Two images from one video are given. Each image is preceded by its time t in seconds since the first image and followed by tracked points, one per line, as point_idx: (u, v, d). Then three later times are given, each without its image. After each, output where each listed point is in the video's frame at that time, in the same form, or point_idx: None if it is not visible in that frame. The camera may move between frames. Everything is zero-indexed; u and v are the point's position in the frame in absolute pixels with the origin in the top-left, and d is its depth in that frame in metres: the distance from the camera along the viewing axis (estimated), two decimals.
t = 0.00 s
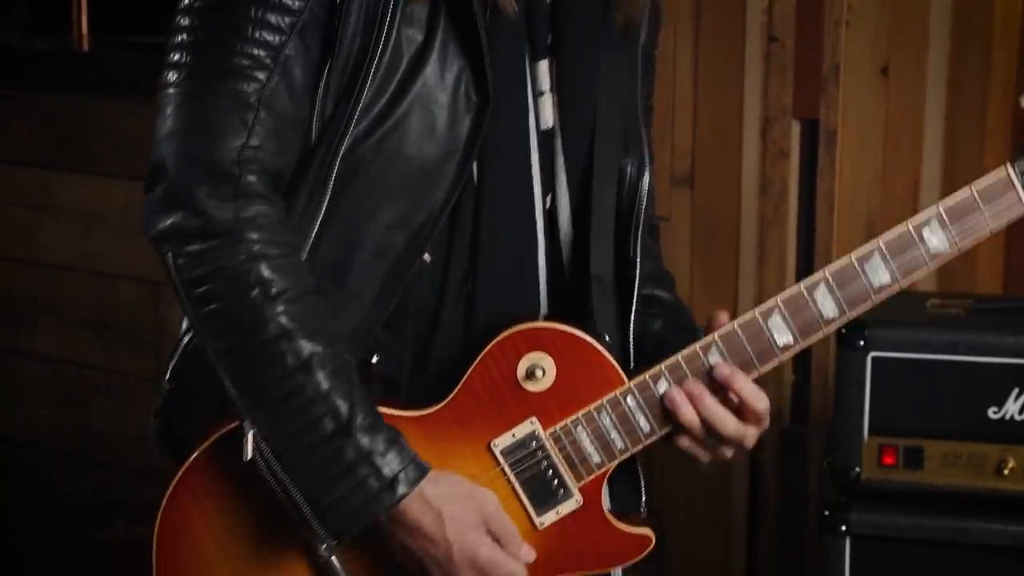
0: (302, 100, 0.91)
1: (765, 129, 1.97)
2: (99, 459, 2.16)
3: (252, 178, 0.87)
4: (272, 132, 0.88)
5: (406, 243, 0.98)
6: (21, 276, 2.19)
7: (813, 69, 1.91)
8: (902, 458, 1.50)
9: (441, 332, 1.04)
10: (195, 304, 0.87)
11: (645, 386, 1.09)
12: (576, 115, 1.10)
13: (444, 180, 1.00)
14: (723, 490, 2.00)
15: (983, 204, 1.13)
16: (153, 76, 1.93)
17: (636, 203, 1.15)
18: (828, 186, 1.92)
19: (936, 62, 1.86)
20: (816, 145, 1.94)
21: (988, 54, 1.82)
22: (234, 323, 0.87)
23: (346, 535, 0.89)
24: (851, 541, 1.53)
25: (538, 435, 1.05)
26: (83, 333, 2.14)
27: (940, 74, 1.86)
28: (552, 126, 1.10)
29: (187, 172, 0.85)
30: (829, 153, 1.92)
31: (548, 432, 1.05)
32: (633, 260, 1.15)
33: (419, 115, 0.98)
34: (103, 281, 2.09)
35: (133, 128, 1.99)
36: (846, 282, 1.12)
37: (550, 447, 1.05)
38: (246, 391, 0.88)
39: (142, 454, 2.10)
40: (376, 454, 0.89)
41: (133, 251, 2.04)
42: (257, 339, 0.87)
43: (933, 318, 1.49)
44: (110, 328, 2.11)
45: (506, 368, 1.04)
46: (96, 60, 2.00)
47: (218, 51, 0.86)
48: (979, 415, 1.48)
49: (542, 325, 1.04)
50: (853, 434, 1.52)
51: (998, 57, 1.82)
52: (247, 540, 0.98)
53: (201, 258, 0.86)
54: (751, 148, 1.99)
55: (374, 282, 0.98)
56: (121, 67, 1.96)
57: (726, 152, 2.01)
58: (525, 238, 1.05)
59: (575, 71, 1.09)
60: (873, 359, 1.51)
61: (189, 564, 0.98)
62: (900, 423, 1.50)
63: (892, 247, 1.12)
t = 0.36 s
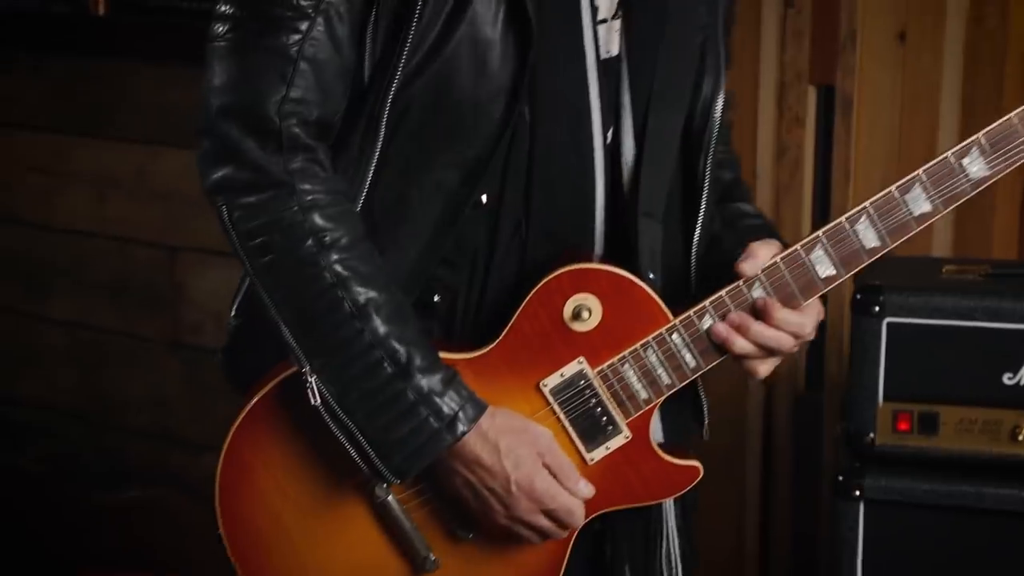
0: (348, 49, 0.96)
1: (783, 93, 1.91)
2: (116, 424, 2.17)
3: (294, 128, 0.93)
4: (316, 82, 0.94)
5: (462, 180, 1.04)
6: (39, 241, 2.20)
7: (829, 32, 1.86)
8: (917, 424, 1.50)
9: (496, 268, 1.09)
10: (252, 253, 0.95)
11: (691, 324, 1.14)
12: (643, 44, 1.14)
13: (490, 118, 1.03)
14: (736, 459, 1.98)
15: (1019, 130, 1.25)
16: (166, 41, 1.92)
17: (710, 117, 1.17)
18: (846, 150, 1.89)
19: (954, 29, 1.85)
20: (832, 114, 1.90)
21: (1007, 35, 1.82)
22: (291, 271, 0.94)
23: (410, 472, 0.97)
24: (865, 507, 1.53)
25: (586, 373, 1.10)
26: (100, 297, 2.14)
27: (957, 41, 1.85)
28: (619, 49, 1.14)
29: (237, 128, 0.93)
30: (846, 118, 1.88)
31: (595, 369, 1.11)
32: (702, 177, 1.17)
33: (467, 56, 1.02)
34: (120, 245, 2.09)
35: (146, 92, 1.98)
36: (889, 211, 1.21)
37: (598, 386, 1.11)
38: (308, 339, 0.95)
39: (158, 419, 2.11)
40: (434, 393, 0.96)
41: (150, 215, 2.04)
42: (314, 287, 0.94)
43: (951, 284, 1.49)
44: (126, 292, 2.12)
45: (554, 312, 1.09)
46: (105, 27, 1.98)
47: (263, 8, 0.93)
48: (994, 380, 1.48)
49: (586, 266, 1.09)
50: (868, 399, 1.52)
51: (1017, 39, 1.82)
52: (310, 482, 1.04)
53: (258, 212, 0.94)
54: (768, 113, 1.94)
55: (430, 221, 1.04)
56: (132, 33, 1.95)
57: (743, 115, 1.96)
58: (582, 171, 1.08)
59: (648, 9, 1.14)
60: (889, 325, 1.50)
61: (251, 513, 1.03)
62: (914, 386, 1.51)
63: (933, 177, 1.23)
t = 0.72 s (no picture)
0: (367, 28, 0.94)
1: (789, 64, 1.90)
2: (125, 394, 2.18)
3: (303, 104, 0.92)
4: (331, 60, 0.92)
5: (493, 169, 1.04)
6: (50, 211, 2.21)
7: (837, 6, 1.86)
8: (923, 392, 1.51)
9: (532, 253, 1.09)
10: (265, 220, 0.95)
11: (720, 312, 1.10)
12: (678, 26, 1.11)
13: (524, 107, 1.02)
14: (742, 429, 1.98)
15: None
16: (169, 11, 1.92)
17: (754, 95, 1.13)
18: (853, 124, 1.90)
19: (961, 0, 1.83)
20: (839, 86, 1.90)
21: (1009, 34, 1.82)
22: (300, 234, 0.94)
23: (428, 419, 0.97)
24: (871, 475, 1.54)
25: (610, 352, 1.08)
26: (109, 268, 2.15)
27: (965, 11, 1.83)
28: (657, 36, 1.11)
29: (242, 100, 0.93)
30: (852, 93, 1.89)
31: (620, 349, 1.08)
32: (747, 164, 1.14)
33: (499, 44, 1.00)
34: (128, 216, 2.10)
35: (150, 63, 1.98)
36: (932, 220, 1.13)
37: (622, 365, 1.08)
38: (319, 297, 0.96)
39: (167, 389, 2.12)
40: (442, 340, 0.96)
41: (156, 186, 2.04)
42: (321, 248, 0.94)
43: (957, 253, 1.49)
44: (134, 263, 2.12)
45: (581, 286, 1.07)
46: None
47: None
48: (1000, 349, 1.48)
49: (616, 243, 1.06)
50: (874, 367, 1.52)
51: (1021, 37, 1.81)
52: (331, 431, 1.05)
53: (262, 180, 0.94)
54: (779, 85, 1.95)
55: (461, 203, 1.04)
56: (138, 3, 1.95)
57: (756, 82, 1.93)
58: (620, 154, 1.07)
59: None
60: (896, 294, 1.50)
61: (271, 451, 1.05)
62: (919, 354, 1.51)
63: (982, 186, 1.13)
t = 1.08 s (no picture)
0: (401, 21, 0.96)
1: (779, 52, 1.92)
2: (120, 384, 2.18)
3: (348, 96, 0.94)
4: (372, 53, 0.94)
5: (506, 162, 1.05)
6: (42, 201, 2.20)
7: None
8: (912, 375, 1.52)
9: (534, 246, 1.11)
10: (301, 212, 0.96)
11: (722, 293, 1.15)
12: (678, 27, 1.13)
13: (546, 102, 1.05)
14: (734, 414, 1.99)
15: None
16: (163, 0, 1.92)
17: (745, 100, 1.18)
18: (842, 106, 1.89)
19: None
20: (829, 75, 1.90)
21: (999, 45, 1.88)
22: (341, 229, 0.95)
23: (460, 428, 0.98)
24: (861, 459, 1.55)
25: (617, 340, 1.11)
26: (101, 256, 2.15)
27: None
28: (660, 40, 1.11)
29: (282, 87, 0.93)
30: (843, 79, 1.88)
31: (626, 336, 1.11)
32: (736, 167, 1.19)
33: (524, 41, 1.02)
34: (122, 205, 2.10)
35: (145, 52, 1.98)
36: (919, 190, 1.21)
37: (629, 353, 1.11)
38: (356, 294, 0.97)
39: (161, 378, 2.13)
40: (484, 347, 0.97)
41: (150, 176, 2.04)
42: (365, 244, 0.95)
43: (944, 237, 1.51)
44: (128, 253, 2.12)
45: (586, 275, 1.09)
46: None
47: None
48: (989, 333, 1.50)
49: (619, 233, 1.09)
50: (863, 351, 1.54)
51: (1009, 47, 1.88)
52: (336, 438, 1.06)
53: (306, 171, 0.94)
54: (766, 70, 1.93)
55: (472, 198, 1.05)
56: None
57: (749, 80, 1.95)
58: (625, 153, 1.09)
59: None
60: (884, 278, 1.51)
61: (280, 465, 1.06)
62: (909, 338, 1.52)
63: (965, 155, 1.22)
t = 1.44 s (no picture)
0: (371, 32, 0.96)
1: (763, 51, 1.90)
2: (107, 386, 2.18)
3: (320, 107, 0.93)
4: (341, 65, 0.94)
5: (485, 167, 1.04)
6: (28, 203, 2.20)
7: None
8: (896, 372, 1.54)
9: (527, 257, 1.10)
10: (281, 231, 0.94)
11: (725, 302, 1.13)
12: (656, 32, 1.13)
13: (520, 103, 1.04)
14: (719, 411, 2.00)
15: None
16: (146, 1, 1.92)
17: (725, 107, 1.18)
18: (828, 103, 1.89)
19: None
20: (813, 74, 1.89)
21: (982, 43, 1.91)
22: (320, 244, 0.93)
23: (453, 436, 0.96)
24: (844, 457, 1.56)
25: (621, 349, 1.10)
26: (86, 257, 2.15)
27: None
28: (633, 39, 1.13)
29: (257, 103, 0.92)
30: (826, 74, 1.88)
31: (630, 345, 1.10)
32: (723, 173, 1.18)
33: (493, 44, 1.02)
34: (107, 207, 2.09)
35: (129, 53, 1.98)
36: (924, 198, 1.21)
37: (632, 361, 1.10)
38: (339, 311, 0.95)
39: (147, 378, 2.12)
40: (471, 351, 0.95)
41: (136, 178, 2.04)
42: (345, 255, 0.93)
43: (928, 235, 1.51)
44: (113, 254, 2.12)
45: (590, 280, 1.09)
46: None
47: None
48: (971, 330, 1.51)
49: (620, 239, 1.09)
50: (847, 350, 1.55)
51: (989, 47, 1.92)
52: (332, 450, 1.03)
53: (282, 188, 0.93)
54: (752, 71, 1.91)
55: (457, 205, 1.03)
56: None
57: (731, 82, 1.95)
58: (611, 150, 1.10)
59: None
60: (868, 275, 1.52)
61: (278, 477, 1.02)
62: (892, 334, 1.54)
63: (970, 165, 1.22)
